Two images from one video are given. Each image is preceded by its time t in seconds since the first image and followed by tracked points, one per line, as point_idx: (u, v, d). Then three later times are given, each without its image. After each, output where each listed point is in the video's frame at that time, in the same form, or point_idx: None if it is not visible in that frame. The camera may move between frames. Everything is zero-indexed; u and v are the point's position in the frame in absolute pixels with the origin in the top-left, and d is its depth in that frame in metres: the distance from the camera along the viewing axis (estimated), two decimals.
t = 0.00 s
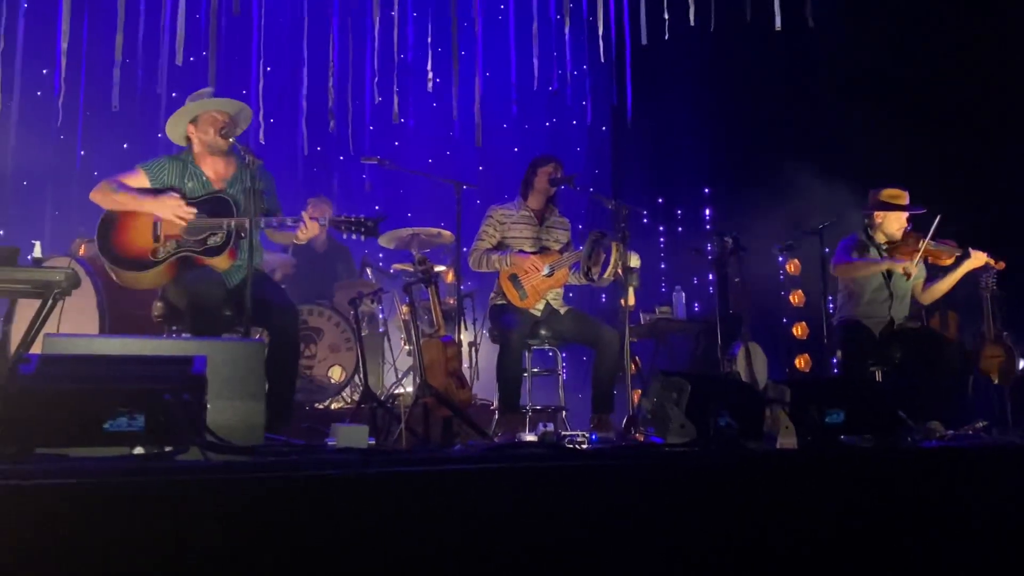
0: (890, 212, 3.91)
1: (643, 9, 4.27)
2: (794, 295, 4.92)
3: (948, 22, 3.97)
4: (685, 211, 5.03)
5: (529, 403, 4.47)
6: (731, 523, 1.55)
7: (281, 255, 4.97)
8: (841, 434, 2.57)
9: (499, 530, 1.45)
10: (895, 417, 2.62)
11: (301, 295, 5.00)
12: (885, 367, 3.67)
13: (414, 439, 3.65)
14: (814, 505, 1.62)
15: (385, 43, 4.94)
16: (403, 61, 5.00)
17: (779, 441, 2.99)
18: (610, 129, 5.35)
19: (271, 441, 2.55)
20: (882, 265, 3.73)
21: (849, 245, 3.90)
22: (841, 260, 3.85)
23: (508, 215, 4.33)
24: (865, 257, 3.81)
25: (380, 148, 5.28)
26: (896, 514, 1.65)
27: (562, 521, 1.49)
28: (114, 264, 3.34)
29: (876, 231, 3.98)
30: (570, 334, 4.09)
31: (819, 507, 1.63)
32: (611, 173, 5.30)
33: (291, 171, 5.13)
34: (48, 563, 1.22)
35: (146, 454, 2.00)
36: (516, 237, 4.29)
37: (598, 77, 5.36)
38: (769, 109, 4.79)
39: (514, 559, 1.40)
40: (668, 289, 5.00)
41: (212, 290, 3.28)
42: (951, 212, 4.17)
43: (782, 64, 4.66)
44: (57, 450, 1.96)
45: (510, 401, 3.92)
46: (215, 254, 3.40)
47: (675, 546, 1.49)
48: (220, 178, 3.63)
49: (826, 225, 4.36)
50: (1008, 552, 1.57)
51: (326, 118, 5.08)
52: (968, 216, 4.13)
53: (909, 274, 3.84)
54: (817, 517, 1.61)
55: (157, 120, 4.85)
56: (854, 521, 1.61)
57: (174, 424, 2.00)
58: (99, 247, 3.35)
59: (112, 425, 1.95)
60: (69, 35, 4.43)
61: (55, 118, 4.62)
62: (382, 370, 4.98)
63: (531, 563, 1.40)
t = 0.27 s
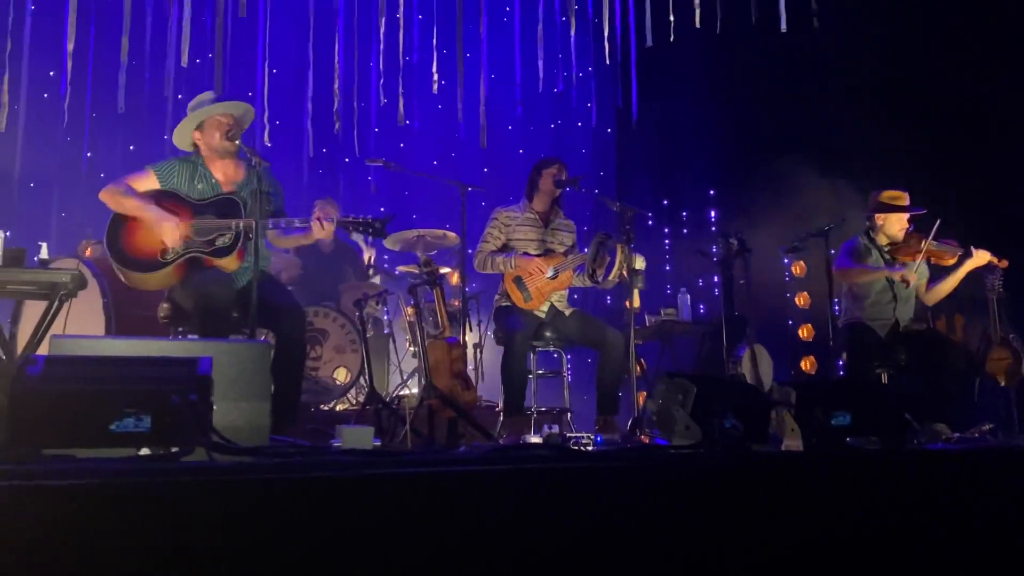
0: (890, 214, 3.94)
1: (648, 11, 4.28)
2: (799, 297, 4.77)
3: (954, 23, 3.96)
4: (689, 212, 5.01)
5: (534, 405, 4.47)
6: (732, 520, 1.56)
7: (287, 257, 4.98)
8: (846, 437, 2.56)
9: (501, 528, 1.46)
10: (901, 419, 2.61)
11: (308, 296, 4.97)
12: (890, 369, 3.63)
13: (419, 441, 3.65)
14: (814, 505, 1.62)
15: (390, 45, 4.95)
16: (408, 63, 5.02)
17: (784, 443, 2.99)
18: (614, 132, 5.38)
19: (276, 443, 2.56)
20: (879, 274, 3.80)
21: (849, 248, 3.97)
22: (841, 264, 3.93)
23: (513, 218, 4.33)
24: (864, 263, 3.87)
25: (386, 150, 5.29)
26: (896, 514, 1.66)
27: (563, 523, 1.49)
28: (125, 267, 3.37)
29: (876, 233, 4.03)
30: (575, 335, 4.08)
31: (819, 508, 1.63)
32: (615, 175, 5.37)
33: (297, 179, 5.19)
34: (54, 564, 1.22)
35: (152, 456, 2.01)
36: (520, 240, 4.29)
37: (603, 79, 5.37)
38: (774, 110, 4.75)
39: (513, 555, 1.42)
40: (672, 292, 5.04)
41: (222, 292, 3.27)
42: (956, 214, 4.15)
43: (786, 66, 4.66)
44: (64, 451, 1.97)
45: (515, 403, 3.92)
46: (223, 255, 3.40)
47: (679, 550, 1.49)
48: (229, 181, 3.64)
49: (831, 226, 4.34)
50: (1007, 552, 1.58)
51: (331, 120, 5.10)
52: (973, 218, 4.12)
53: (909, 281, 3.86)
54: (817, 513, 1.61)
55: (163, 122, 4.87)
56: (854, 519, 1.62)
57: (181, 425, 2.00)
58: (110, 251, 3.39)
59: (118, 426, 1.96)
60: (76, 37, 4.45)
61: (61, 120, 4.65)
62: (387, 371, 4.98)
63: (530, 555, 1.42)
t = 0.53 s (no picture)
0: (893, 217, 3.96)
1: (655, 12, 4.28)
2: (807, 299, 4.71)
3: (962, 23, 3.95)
4: (698, 216, 4.93)
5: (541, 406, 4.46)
6: (733, 518, 1.56)
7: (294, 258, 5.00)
8: (854, 439, 2.56)
9: (502, 528, 1.46)
10: (910, 421, 2.60)
11: (315, 298, 4.99)
12: (898, 372, 3.64)
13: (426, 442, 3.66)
14: (815, 504, 1.63)
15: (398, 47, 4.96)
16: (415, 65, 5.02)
17: (793, 445, 2.98)
18: (622, 132, 5.38)
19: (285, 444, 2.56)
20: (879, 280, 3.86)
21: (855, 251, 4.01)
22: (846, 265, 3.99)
23: (519, 219, 4.34)
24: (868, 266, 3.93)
25: (393, 152, 5.29)
26: (898, 513, 1.66)
27: (564, 524, 1.49)
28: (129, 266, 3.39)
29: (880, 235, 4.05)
30: (582, 337, 4.08)
31: (818, 507, 1.63)
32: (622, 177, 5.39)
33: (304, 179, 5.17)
34: (60, 564, 1.23)
35: (159, 457, 2.04)
36: (526, 242, 4.30)
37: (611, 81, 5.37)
38: (782, 111, 4.73)
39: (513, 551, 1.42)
40: (679, 293, 4.95)
41: (229, 293, 3.31)
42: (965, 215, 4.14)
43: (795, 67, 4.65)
44: (72, 452, 1.97)
45: (522, 405, 3.93)
46: (229, 256, 3.41)
47: (681, 550, 1.48)
48: (237, 183, 3.64)
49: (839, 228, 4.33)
50: (1007, 552, 1.56)
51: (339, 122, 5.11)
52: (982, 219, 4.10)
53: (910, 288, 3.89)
54: (817, 513, 1.62)
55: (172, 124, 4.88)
56: (855, 518, 1.62)
57: (188, 427, 2.01)
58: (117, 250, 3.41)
59: (126, 427, 1.96)
60: (84, 40, 4.46)
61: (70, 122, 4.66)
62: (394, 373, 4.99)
63: (528, 548, 1.43)
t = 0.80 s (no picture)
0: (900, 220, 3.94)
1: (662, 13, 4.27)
2: (815, 300, 4.67)
3: (971, 23, 3.93)
4: (704, 217, 4.99)
5: (548, 408, 4.45)
6: (733, 519, 1.56)
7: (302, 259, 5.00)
8: (862, 441, 2.55)
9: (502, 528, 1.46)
10: (918, 422, 2.59)
11: (321, 300, 5.01)
12: (905, 373, 3.68)
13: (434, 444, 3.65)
14: (816, 503, 1.61)
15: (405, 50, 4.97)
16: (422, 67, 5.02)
17: (800, 446, 2.97)
18: (628, 134, 5.38)
19: (291, 445, 2.56)
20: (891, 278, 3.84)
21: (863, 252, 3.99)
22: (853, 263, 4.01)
23: (526, 221, 4.33)
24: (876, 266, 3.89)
25: (400, 154, 5.30)
26: (898, 514, 1.64)
27: (565, 524, 1.49)
28: (139, 267, 3.45)
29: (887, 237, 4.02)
30: (589, 339, 4.07)
31: (818, 508, 1.61)
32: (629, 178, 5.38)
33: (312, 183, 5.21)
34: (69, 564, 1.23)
35: (166, 458, 2.03)
36: (533, 243, 4.30)
37: (618, 82, 5.37)
38: (789, 112, 4.70)
39: (512, 552, 1.43)
40: (687, 295, 5.01)
41: (238, 294, 3.31)
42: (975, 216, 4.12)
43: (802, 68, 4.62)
44: (79, 453, 1.98)
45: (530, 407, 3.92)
46: (238, 257, 3.44)
47: (679, 553, 1.50)
48: (242, 182, 3.67)
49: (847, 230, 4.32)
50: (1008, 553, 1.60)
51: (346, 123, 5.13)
52: (990, 219, 4.09)
53: (920, 286, 3.88)
54: (816, 515, 1.60)
55: (179, 126, 4.89)
56: (856, 519, 1.61)
57: (196, 428, 2.00)
58: (125, 251, 3.45)
59: (134, 428, 1.96)
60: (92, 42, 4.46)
61: (78, 124, 4.68)
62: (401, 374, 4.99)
63: (526, 549, 1.44)
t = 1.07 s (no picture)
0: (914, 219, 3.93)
1: (670, 14, 4.27)
2: (824, 300, 4.68)
3: (980, 22, 3.92)
4: (713, 218, 5.00)
5: (556, 408, 4.45)
6: (732, 519, 1.55)
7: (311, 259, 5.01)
8: (872, 441, 2.54)
9: (503, 527, 1.46)
10: (928, 422, 2.57)
11: (329, 301, 5.01)
12: (916, 374, 3.64)
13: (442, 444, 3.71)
14: (817, 503, 1.60)
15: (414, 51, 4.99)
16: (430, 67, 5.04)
17: (809, 446, 2.96)
18: (637, 134, 5.37)
19: (301, 444, 2.59)
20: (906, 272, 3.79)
21: (874, 252, 3.95)
22: (866, 265, 3.93)
23: (535, 221, 4.34)
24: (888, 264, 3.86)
25: (409, 155, 5.29)
26: (898, 514, 1.62)
27: (564, 524, 1.48)
28: (147, 272, 3.46)
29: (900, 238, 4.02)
30: (599, 339, 4.07)
31: (817, 508, 1.60)
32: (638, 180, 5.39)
33: (321, 184, 5.19)
34: (80, 564, 1.25)
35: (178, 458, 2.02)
36: (543, 244, 4.31)
37: (626, 82, 5.36)
38: (798, 111, 4.69)
39: (512, 551, 1.43)
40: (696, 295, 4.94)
41: (243, 296, 3.25)
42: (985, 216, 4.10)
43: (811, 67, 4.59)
44: (91, 453, 1.99)
45: (538, 407, 3.92)
46: (245, 258, 3.45)
47: (679, 553, 1.49)
48: (253, 185, 3.67)
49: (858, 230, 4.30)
50: (1008, 552, 1.58)
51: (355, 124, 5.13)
52: (1001, 218, 4.07)
53: (936, 282, 3.86)
54: (814, 516, 1.59)
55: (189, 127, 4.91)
56: (856, 520, 1.60)
57: (207, 429, 2.01)
58: (134, 255, 3.48)
59: (147, 428, 1.97)
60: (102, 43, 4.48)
61: (89, 125, 4.68)
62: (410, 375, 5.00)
63: (525, 548, 1.43)
